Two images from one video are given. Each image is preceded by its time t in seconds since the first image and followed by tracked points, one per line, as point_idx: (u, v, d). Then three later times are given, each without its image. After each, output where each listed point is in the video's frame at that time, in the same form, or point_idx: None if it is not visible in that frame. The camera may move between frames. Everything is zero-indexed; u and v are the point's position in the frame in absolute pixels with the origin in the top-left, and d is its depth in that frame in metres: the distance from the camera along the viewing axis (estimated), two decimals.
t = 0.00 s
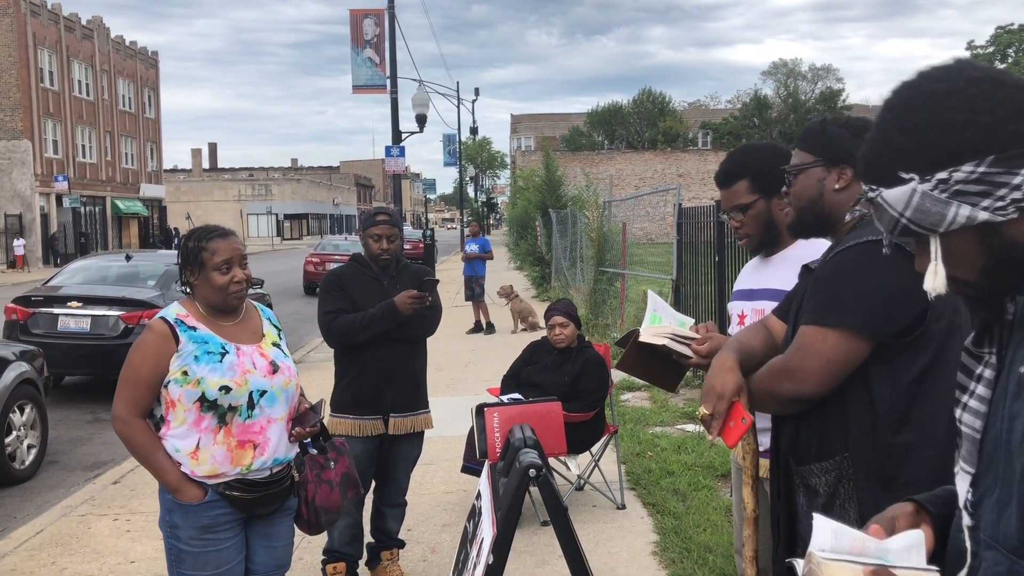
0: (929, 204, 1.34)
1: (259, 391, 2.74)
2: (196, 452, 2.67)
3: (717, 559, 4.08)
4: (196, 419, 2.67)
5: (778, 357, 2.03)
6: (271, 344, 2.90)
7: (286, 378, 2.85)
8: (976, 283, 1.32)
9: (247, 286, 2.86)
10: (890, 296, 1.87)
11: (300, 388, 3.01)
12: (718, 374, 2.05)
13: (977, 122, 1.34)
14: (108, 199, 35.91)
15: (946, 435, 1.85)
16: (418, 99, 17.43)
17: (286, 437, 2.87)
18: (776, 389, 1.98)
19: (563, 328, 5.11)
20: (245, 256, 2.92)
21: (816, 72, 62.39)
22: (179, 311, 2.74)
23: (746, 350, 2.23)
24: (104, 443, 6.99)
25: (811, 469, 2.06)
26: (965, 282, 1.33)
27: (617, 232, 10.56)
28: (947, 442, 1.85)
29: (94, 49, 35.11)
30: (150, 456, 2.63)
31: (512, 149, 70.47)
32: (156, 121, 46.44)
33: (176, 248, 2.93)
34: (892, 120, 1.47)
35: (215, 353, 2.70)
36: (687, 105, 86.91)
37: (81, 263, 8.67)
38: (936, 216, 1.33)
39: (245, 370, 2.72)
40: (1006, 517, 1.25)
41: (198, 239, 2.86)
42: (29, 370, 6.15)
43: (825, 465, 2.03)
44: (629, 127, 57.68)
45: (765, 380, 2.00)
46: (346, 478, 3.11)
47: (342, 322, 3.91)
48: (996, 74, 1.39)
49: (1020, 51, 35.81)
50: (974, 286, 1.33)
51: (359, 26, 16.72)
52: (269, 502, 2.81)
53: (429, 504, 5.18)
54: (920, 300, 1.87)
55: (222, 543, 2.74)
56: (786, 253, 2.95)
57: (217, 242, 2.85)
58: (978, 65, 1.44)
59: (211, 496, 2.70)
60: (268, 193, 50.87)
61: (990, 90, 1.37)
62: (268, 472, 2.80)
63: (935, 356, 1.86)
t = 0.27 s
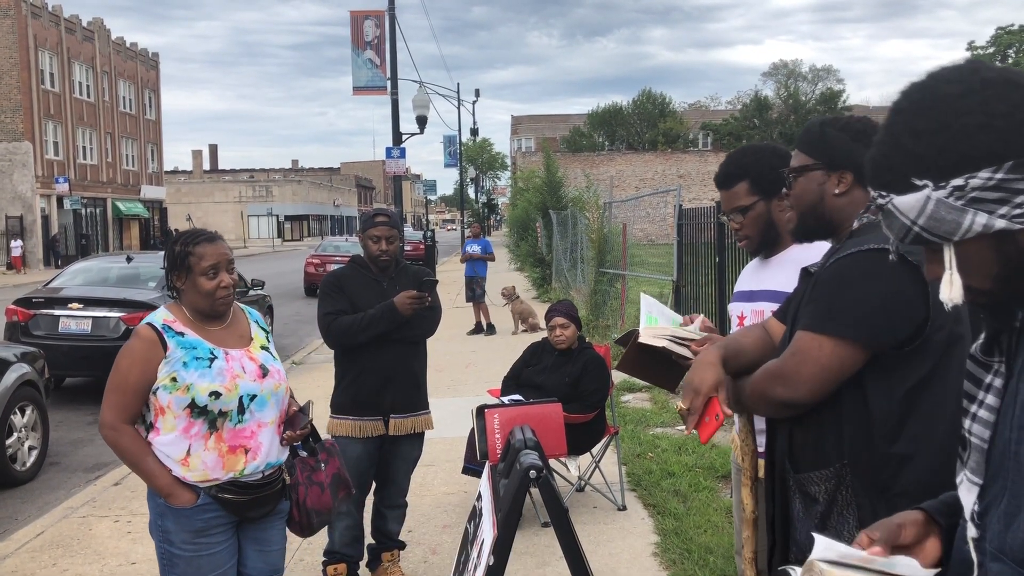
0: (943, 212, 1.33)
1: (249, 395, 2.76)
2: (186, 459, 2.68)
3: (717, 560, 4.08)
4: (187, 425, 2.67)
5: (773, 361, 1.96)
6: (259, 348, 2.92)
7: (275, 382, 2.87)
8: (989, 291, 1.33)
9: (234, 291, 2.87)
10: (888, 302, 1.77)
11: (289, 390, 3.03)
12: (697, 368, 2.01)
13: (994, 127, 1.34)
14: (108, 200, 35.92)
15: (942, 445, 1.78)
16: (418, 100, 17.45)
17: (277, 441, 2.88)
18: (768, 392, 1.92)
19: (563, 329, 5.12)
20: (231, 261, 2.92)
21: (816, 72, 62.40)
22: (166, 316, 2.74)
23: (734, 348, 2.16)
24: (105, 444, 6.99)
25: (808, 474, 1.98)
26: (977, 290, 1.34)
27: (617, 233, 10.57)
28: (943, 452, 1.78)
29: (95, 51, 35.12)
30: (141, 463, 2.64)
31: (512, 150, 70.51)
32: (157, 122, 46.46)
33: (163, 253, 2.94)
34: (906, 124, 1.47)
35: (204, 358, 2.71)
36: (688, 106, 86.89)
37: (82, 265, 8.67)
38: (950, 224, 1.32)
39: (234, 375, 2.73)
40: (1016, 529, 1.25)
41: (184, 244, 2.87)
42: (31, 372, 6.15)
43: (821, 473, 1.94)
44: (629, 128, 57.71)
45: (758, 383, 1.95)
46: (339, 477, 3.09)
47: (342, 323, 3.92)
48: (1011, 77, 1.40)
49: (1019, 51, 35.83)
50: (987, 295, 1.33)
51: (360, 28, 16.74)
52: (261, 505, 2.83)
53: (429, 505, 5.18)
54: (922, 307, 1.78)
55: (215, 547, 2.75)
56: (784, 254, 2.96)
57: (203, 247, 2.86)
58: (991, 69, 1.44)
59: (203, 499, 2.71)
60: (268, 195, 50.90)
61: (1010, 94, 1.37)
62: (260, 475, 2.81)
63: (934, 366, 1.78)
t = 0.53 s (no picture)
0: (942, 216, 1.34)
1: (239, 398, 2.77)
2: (177, 464, 2.67)
3: (717, 561, 4.08)
4: (177, 430, 2.68)
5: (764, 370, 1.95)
6: (248, 350, 2.93)
7: (265, 384, 2.89)
8: (992, 295, 1.33)
9: (222, 294, 2.87)
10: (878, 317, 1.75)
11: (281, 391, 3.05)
12: (678, 378, 2.02)
13: (994, 132, 1.34)
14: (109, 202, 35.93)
15: (926, 463, 1.78)
16: (418, 102, 17.46)
17: (269, 442, 2.88)
18: (757, 403, 1.92)
19: (563, 331, 5.12)
20: (219, 264, 2.92)
21: (816, 74, 62.42)
22: (154, 321, 2.74)
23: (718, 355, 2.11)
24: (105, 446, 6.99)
25: (791, 487, 1.98)
26: (982, 294, 1.34)
27: (617, 234, 10.57)
28: (927, 470, 1.78)
29: (96, 53, 35.15)
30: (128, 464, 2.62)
31: (512, 152, 70.56)
32: (157, 124, 46.46)
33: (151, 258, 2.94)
34: (907, 127, 1.47)
35: (193, 362, 2.71)
36: (688, 107, 86.91)
37: (83, 267, 8.67)
38: (950, 228, 1.33)
39: (224, 378, 2.75)
40: (1014, 532, 1.25)
41: (172, 248, 2.86)
42: (31, 374, 6.15)
43: (805, 486, 1.94)
44: (630, 129, 57.74)
45: (748, 393, 1.94)
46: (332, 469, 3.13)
47: (342, 324, 3.92)
48: (1013, 78, 1.40)
49: (1019, 53, 35.81)
50: (991, 299, 1.34)
51: (360, 29, 16.76)
52: (253, 507, 2.83)
53: (430, 507, 5.18)
54: (914, 324, 1.75)
55: (205, 548, 2.75)
56: (784, 256, 2.96)
57: (190, 250, 2.86)
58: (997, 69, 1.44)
59: (195, 500, 2.71)
60: (268, 196, 50.93)
61: (1007, 99, 1.37)
62: (251, 477, 2.81)
63: (925, 384, 1.77)
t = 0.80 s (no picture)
0: (929, 225, 1.34)
1: (233, 400, 2.76)
2: (171, 466, 2.67)
3: (719, 562, 4.08)
4: (171, 433, 2.68)
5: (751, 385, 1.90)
6: (240, 352, 2.93)
7: (259, 386, 2.89)
8: (987, 300, 1.33)
9: (213, 297, 2.86)
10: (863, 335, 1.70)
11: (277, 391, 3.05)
12: (677, 386, 1.99)
13: (978, 141, 1.34)
14: (110, 204, 35.98)
15: (917, 479, 1.75)
16: (420, 103, 17.46)
17: (264, 444, 2.89)
18: (744, 421, 1.88)
19: (564, 332, 5.12)
20: (211, 267, 2.92)
21: (817, 76, 62.41)
22: (144, 325, 2.74)
23: (720, 359, 2.11)
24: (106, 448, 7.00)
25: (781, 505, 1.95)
26: (975, 298, 1.34)
27: (618, 235, 10.57)
28: (918, 486, 1.76)
29: (97, 55, 35.20)
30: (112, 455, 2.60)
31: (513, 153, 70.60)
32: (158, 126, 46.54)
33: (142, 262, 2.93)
34: (891, 135, 1.46)
35: (185, 364, 2.71)
36: (689, 109, 86.92)
37: (84, 268, 8.67)
38: (937, 236, 1.34)
39: (216, 381, 2.74)
40: (1015, 536, 1.26)
41: (162, 251, 2.86)
42: (32, 375, 6.16)
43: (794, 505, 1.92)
44: (631, 131, 57.75)
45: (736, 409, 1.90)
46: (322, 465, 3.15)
47: (342, 326, 3.92)
48: (994, 86, 1.38)
49: (1020, 54, 35.77)
50: (985, 303, 1.34)
51: (361, 31, 16.77)
52: (248, 509, 2.83)
53: (431, 508, 5.18)
54: (901, 341, 1.70)
55: (201, 550, 2.75)
56: (784, 258, 2.98)
57: (181, 253, 2.85)
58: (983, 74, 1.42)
59: (191, 502, 2.72)
60: (270, 198, 50.99)
61: (989, 105, 1.36)
62: (248, 479, 2.82)
63: (915, 401, 1.74)
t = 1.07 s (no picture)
0: (922, 225, 1.36)
1: (224, 401, 2.77)
2: (166, 469, 2.69)
3: (720, 564, 4.08)
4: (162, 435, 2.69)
5: (752, 407, 1.89)
6: (235, 354, 2.93)
7: (252, 388, 2.89)
8: (979, 299, 1.34)
9: (205, 301, 2.87)
10: (861, 356, 1.66)
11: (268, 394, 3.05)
12: (681, 414, 2.03)
13: (967, 144, 1.34)
14: (112, 205, 36.02)
15: (930, 484, 1.76)
16: (421, 105, 17.47)
17: (256, 446, 2.89)
18: (751, 444, 1.87)
19: (566, 333, 5.13)
20: (200, 270, 2.91)
21: (818, 76, 62.35)
22: (136, 328, 2.75)
23: (723, 375, 2.12)
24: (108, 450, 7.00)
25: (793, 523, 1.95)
26: (969, 298, 1.35)
27: (619, 237, 10.58)
28: (931, 490, 1.76)
29: (98, 57, 35.27)
30: (112, 419, 2.53)
31: (514, 154, 70.61)
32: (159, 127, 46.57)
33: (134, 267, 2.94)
34: (885, 138, 1.47)
35: (176, 366, 2.71)
36: (689, 110, 86.88)
37: (85, 270, 8.68)
38: (929, 237, 1.35)
39: (208, 382, 2.75)
40: (1009, 535, 1.27)
41: (151, 256, 2.86)
42: (34, 377, 6.17)
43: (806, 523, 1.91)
44: (632, 131, 57.73)
45: (741, 433, 1.90)
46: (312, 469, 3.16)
47: (344, 327, 3.93)
48: (986, 89, 1.38)
49: (1022, 54, 35.66)
50: (978, 302, 1.34)
51: (362, 33, 16.79)
52: (245, 511, 2.83)
53: (432, 510, 5.19)
54: (902, 357, 1.67)
55: (198, 555, 2.76)
56: (785, 260, 2.98)
57: (171, 258, 2.85)
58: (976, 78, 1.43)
59: (187, 506, 2.72)
60: (271, 200, 51.04)
61: (980, 106, 1.36)
62: (241, 482, 2.81)
63: (920, 410, 1.72)
